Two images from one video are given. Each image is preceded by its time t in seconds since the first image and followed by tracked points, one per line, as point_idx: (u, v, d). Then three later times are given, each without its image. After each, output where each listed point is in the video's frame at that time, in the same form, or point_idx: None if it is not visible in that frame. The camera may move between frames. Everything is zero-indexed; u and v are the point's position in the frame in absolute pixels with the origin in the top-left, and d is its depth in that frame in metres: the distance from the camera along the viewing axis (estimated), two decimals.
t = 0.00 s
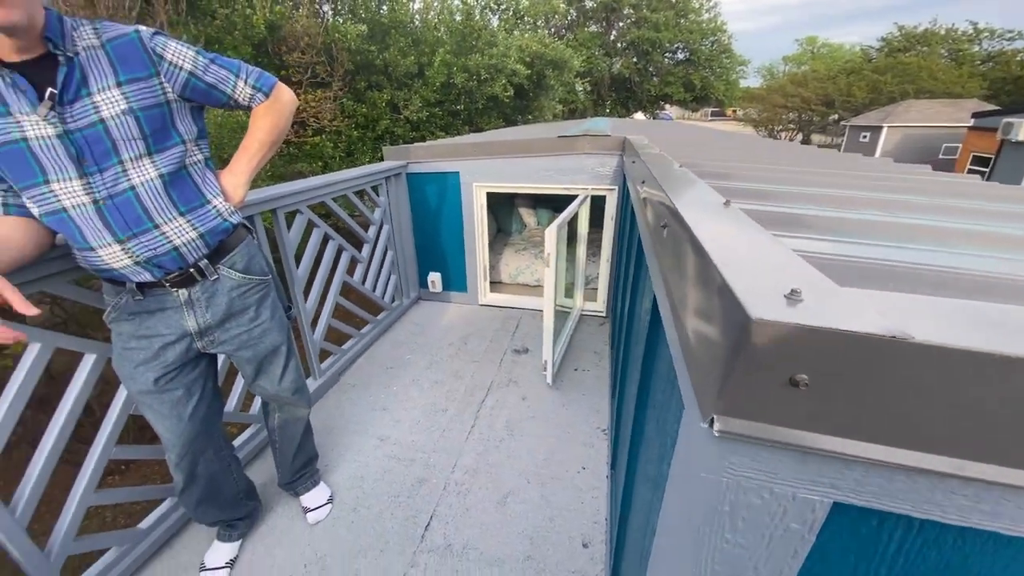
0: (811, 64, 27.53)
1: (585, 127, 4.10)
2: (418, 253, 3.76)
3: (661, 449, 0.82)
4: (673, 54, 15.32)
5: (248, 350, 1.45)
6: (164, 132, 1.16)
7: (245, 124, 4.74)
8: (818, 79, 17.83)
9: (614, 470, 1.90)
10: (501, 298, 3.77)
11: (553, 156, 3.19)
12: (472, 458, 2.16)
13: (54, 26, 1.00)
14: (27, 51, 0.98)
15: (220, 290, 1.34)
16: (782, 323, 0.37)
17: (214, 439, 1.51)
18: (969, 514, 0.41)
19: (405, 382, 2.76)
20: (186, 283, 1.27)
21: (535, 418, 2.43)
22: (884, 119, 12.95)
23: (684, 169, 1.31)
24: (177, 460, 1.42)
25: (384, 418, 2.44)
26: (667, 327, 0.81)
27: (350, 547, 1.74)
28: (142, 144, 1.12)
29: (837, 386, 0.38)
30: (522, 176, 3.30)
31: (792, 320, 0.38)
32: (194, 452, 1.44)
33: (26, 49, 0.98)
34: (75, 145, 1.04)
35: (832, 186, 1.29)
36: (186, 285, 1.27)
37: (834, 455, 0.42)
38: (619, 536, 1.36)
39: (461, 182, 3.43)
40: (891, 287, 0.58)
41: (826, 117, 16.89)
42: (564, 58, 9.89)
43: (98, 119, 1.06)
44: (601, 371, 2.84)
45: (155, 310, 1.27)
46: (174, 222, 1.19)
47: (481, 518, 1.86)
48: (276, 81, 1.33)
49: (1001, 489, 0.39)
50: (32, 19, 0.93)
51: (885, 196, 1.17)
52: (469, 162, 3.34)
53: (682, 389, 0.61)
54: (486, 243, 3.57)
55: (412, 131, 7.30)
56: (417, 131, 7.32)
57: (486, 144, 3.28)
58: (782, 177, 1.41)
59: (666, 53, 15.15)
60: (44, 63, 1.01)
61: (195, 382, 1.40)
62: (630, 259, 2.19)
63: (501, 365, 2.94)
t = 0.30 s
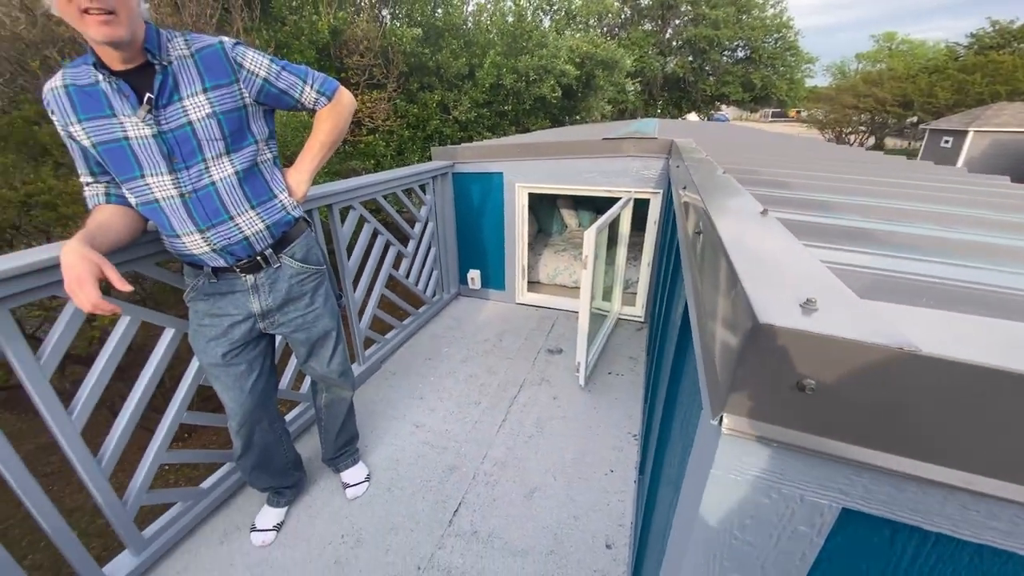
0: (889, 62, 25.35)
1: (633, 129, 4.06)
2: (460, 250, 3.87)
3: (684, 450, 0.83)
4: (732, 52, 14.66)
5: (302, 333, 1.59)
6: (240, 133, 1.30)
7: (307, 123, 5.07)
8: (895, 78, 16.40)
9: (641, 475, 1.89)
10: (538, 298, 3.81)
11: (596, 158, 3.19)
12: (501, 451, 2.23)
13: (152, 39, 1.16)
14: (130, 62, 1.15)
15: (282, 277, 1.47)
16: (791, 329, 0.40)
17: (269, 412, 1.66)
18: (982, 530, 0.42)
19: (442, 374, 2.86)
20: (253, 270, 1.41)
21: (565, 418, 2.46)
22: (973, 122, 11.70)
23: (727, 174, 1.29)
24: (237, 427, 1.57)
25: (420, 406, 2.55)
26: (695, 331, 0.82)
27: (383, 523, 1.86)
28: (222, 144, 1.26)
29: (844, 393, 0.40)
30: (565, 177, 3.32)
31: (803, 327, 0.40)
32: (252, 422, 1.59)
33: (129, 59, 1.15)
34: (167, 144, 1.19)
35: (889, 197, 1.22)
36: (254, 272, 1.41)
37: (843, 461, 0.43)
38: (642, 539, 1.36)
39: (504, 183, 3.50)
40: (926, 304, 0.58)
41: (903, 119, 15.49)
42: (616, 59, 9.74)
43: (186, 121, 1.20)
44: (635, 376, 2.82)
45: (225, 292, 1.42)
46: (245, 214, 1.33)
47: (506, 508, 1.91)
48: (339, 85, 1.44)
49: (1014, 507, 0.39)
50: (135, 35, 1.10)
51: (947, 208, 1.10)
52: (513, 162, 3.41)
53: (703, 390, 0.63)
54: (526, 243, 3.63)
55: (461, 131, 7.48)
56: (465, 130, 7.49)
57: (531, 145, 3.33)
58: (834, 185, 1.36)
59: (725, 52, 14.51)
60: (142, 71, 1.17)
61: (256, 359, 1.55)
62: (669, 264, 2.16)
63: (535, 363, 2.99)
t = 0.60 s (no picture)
0: (942, 58, 23.90)
1: (663, 129, 4.01)
2: (487, 247, 3.96)
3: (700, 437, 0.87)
4: (771, 49, 14.16)
5: (341, 319, 1.70)
6: (292, 131, 1.41)
7: (344, 122, 5.27)
8: (949, 76, 15.46)
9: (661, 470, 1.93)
10: (562, 295, 3.85)
11: (625, 158, 3.20)
12: (522, 441, 2.29)
13: (217, 45, 1.28)
14: (197, 65, 1.28)
15: (325, 266, 1.58)
16: (793, 312, 0.45)
17: (309, 392, 1.79)
18: (976, 505, 0.46)
19: (466, 366, 2.95)
20: (300, 259, 1.52)
21: (586, 413, 2.50)
22: None
23: (754, 175, 1.32)
24: (280, 404, 1.71)
25: (446, 395, 2.65)
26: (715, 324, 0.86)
27: (410, 502, 1.96)
28: (276, 142, 1.38)
29: (842, 371, 0.45)
30: (593, 177, 3.35)
31: (805, 312, 0.45)
32: (294, 400, 1.72)
33: (197, 64, 1.27)
34: (228, 142, 1.31)
35: (922, 200, 1.22)
36: (300, 261, 1.53)
37: (845, 436, 0.48)
38: (659, 528, 1.40)
39: (533, 181, 3.56)
40: (940, 301, 0.61)
41: (956, 120, 14.59)
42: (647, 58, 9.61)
43: (246, 121, 1.32)
44: (658, 376, 2.83)
45: (274, 278, 1.54)
46: (295, 208, 1.45)
47: (527, 496, 1.98)
48: (382, 88, 1.54)
49: (1005, 483, 0.43)
50: (202, 41, 1.22)
51: (982, 212, 1.10)
52: (542, 161, 3.46)
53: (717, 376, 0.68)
54: (552, 241, 3.68)
55: (490, 130, 7.56)
56: (494, 129, 7.57)
57: (560, 144, 3.38)
58: (867, 187, 1.36)
59: (763, 49, 14.04)
60: (208, 74, 1.30)
61: (299, 341, 1.68)
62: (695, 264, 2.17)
63: (557, 359, 3.04)
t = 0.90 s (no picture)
0: (990, 55, 22.69)
1: (686, 129, 3.99)
2: (509, 243, 4.05)
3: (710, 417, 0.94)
4: (804, 46, 13.73)
5: (375, 308, 1.82)
6: (337, 131, 1.53)
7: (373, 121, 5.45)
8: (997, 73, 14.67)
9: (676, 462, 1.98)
10: (582, 293, 3.91)
11: (649, 157, 3.24)
12: (541, 431, 2.38)
13: (273, 51, 1.40)
14: (255, 69, 1.41)
15: (363, 258, 1.69)
16: (785, 292, 0.52)
17: (344, 375, 1.92)
18: (951, 467, 0.52)
19: (487, 358, 3.05)
20: (341, 250, 1.64)
21: (603, 406, 2.57)
22: None
23: (773, 175, 1.37)
24: (317, 384, 1.84)
25: (468, 385, 2.75)
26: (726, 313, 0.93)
27: (433, 482, 2.07)
28: (323, 141, 1.50)
29: (830, 345, 0.52)
30: (615, 176, 3.40)
31: (797, 291, 0.52)
32: (330, 381, 1.85)
33: (255, 67, 1.40)
34: (281, 141, 1.44)
35: (942, 201, 1.25)
36: (341, 252, 1.65)
37: (834, 404, 0.55)
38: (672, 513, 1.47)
39: (556, 180, 3.63)
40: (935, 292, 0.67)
41: (1004, 120, 13.85)
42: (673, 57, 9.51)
43: (297, 122, 1.44)
44: (676, 373, 2.87)
45: (317, 267, 1.67)
46: (339, 203, 1.57)
47: (544, 482, 2.06)
48: (420, 90, 1.65)
49: (979, 446, 0.50)
50: (259, 47, 1.35)
51: (998, 214, 1.13)
52: (566, 160, 3.53)
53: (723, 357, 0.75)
54: (573, 238, 3.74)
55: (513, 129, 7.65)
56: (518, 128, 7.65)
57: (583, 144, 3.44)
58: (887, 188, 1.39)
59: (796, 46, 13.65)
60: (264, 78, 1.42)
61: (337, 327, 1.80)
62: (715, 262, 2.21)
63: (576, 354, 3.10)
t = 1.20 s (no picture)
0: None
1: (704, 130, 3.99)
2: (525, 241, 4.13)
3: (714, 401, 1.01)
4: (831, 43, 13.40)
5: (400, 301, 1.92)
6: (371, 131, 1.63)
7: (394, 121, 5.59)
8: None
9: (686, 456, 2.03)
10: (597, 291, 3.96)
11: (665, 157, 3.28)
12: (553, 423, 2.45)
13: (314, 57, 1.51)
14: (297, 73, 1.52)
15: (391, 253, 1.79)
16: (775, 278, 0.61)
17: (369, 363, 2.02)
18: (926, 439, 0.59)
19: (503, 352, 3.14)
20: (371, 245, 1.74)
21: (615, 401, 2.62)
22: None
23: (785, 176, 1.42)
24: (345, 371, 1.95)
25: (483, 377, 2.84)
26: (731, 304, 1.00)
27: (450, 468, 2.16)
28: (358, 141, 1.60)
29: (814, 324, 0.60)
30: (632, 175, 3.44)
31: (785, 276, 0.61)
32: (356, 369, 1.96)
33: (297, 72, 1.51)
34: (320, 141, 1.54)
35: (952, 203, 1.28)
36: (371, 247, 1.75)
37: (820, 380, 0.62)
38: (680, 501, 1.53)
39: (572, 179, 3.69)
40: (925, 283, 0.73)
41: None
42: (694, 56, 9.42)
43: (335, 123, 1.55)
44: (689, 372, 2.90)
45: (347, 261, 1.77)
46: (371, 200, 1.67)
47: (557, 471, 2.13)
48: (449, 94, 1.73)
49: (951, 420, 0.56)
50: (301, 52, 1.45)
51: (1008, 216, 1.16)
52: (583, 160, 3.58)
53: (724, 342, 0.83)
54: (589, 237, 3.79)
55: (531, 129, 7.71)
56: (535, 128, 7.70)
57: (600, 143, 3.49)
58: (898, 190, 1.42)
59: (822, 44, 13.33)
60: (305, 81, 1.53)
61: (364, 318, 1.91)
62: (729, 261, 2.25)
63: (590, 350, 3.16)
